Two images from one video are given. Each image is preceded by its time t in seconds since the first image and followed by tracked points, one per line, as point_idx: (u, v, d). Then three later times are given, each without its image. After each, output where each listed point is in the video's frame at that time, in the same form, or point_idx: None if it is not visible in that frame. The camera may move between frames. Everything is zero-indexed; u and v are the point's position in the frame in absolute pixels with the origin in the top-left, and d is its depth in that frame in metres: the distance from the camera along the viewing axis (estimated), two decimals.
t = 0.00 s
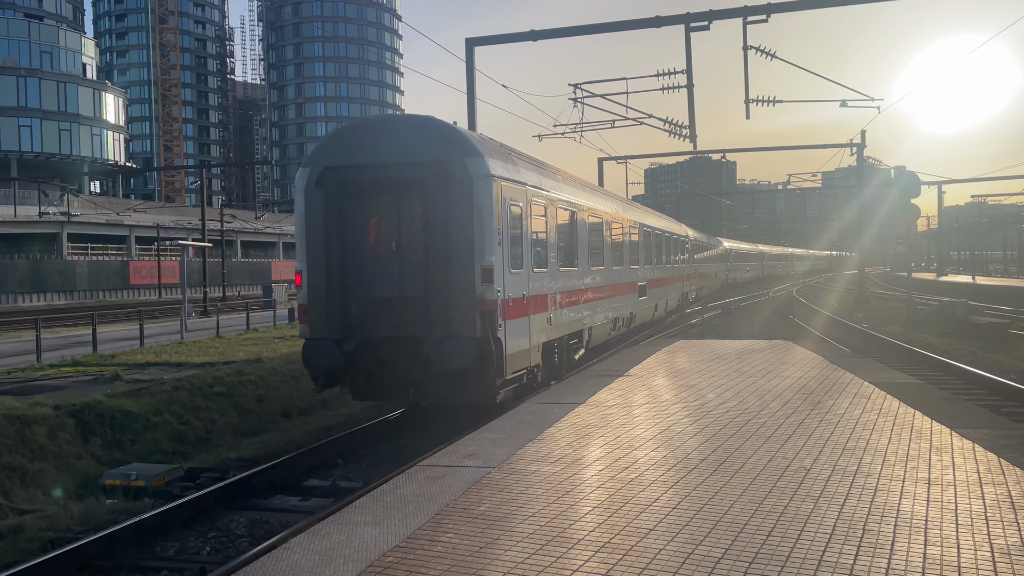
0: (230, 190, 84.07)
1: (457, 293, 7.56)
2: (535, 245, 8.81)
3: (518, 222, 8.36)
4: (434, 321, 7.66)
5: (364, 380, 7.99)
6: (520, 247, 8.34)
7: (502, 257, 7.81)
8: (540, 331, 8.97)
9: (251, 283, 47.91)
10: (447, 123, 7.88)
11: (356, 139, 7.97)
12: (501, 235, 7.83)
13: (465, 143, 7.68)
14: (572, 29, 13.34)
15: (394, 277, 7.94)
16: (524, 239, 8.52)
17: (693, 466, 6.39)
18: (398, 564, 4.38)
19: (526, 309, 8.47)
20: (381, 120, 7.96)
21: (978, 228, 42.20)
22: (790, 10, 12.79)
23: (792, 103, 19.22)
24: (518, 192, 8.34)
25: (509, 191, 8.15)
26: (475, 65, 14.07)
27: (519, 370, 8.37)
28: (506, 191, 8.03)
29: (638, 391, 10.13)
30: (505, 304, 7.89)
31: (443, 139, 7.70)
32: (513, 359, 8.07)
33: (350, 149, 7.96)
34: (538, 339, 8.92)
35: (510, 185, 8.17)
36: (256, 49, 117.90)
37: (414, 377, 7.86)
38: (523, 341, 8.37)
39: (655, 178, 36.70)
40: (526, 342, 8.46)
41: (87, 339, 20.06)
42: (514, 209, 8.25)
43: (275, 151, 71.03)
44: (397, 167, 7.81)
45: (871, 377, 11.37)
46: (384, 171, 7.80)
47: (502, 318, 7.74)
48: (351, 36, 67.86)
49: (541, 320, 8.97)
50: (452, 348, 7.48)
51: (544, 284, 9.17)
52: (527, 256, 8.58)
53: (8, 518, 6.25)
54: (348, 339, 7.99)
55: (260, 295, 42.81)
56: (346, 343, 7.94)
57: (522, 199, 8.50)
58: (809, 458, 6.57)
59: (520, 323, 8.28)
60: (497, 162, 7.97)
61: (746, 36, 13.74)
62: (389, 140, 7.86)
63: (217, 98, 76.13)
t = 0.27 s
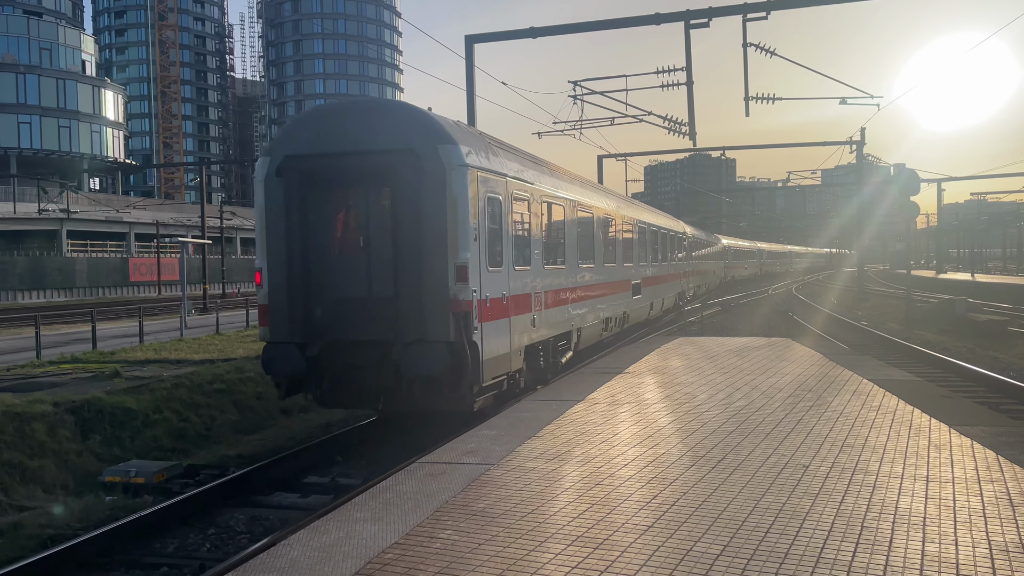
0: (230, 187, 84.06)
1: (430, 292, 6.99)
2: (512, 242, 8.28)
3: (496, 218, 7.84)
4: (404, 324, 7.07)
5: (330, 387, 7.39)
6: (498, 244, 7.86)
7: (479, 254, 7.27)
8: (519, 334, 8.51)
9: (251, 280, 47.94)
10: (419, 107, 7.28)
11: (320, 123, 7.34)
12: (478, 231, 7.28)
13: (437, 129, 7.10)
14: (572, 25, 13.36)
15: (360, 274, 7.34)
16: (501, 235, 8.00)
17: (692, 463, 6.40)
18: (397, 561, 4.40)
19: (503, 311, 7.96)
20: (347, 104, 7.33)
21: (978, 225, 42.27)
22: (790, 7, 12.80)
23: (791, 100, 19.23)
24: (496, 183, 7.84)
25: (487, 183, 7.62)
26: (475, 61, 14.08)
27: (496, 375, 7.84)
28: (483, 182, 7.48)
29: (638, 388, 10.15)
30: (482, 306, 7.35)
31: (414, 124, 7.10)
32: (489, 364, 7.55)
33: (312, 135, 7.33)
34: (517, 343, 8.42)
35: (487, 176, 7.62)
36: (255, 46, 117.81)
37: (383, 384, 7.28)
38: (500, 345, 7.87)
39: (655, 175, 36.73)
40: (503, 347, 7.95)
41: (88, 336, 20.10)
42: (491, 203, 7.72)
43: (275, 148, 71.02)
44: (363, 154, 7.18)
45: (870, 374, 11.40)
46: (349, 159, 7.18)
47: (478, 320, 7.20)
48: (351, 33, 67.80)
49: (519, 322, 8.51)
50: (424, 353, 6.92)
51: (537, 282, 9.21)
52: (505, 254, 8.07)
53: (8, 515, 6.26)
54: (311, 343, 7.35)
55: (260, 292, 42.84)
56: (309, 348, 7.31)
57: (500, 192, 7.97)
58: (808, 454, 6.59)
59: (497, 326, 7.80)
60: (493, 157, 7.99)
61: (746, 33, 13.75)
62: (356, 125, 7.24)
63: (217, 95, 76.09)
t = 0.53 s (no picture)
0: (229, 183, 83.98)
1: (395, 291, 6.39)
2: (488, 239, 7.72)
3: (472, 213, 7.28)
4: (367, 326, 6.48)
5: (288, 395, 6.81)
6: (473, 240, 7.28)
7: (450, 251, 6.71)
8: (497, 337, 7.98)
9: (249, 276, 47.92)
10: (383, 88, 6.67)
11: (278, 104, 6.72)
12: (449, 225, 6.72)
13: (404, 112, 6.52)
14: (572, 21, 13.34)
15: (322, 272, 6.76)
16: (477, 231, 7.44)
17: (690, 459, 6.41)
18: (395, 556, 4.41)
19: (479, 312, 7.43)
20: (305, 85, 6.73)
21: (976, 222, 42.34)
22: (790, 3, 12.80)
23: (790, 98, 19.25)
24: (473, 174, 7.30)
25: (462, 174, 7.06)
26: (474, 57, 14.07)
27: (470, 383, 7.29)
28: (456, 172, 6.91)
29: (636, 385, 10.17)
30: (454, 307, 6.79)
31: (378, 107, 6.50)
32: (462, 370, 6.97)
33: (267, 118, 6.68)
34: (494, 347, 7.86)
35: (460, 165, 7.04)
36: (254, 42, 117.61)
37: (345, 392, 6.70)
38: (475, 349, 7.31)
39: (653, 171, 36.75)
40: (478, 351, 7.38)
41: (86, 332, 20.10)
42: (466, 195, 7.15)
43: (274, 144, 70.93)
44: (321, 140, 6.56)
45: (868, 371, 11.43)
46: (308, 144, 6.55)
47: (449, 322, 6.63)
48: (350, 29, 67.69)
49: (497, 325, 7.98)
50: (388, 358, 6.35)
51: (534, 279, 9.23)
52: (482, 252, 7.52)
53: (6, 510, 6.26)
54: (266, 347, 6.75)
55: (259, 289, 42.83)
56: (263, 353, 6.70)
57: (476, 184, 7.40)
58: (806, 451, 6.61)
59: (472, 329, 7.26)
60: (488, 152, 8.02)
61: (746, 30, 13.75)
62: (316, 107, 6.62)
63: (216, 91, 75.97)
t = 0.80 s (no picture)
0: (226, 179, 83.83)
1: (351, 290, 5.82)
2: (459, 236, 7.11)
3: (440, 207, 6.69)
4: (319, 330, 5.88)
5: (237, 404, 6.24)
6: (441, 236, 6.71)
7: (414, 248, 6.12)
8: (469, 340, 7.37)
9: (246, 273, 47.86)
10: (341, 68, 6.12)
11: (225, 85, 6.16)
12: (412, 219, 6.13)
13: (362, 94, 5.96)
14: (570, 18, 13.33)
15: (274, 269, 6.19)
16: (446, 227, 6.84)
17: (687, 456, 6.42)
18: (391, 553, 4.41)
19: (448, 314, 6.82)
20: (256, 65, 6.19)
21: (972, 220, 42.40)
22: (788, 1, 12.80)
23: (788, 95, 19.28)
24: (442, 164, 6.72)
25: (429, 163, 6.47)
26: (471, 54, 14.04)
27: (438, 392, 6.67)
28: (421, 161, 6.31)
29: (634, 382, 10.17)
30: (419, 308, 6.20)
31: (334, 88, 5.96)
32: (427, 379, 6.37)
33: (212, 100, 6.14)
34: (465, 352, 7.23)
35: (428, 155, 6.47)
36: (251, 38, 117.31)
37: (298, 402, 6.11)
38: (442, 355, 6.67)
39: (651, 168, 36.74)
40: (447, 357, 6.76)
41: (82, 328, 20.06)
42: (433, 188, 6.55)
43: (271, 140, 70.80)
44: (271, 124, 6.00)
45: (865, 368, 11.45)
46: (256, 128, 5.98)
47: (412, 326, 6.04)
48: (347, 24, 67.54)
49: (469, 329, 7.36)
50: (341, 365, 5.75)
51: (531, 275, 9.24)
52: (451, 249, 6.92)
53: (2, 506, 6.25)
54: (211, 352, 6.18)
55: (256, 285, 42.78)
56: (209, 358, 6.13)
57: (444, 176, 6.78)
58: (802, 448, 6.62)
59: (441, 333, 6.66)
60: (483, 147, 8.00)
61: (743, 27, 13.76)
62: (266, 88, 6.06)
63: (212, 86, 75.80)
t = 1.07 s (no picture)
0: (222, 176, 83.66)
1: (301, 289, 5.33)
2: (426, 229, 6.56)
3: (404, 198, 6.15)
4: (263, 335, 5.33)
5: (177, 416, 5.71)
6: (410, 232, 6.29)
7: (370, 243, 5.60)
8: (438, 345, 6.84)
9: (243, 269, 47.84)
10: (288, 44, 5.58)
11: (162, 64, 5.62)
12: (370, 211, 5.61)
13: (310, 72, 5.43)
14: (568, 15, 13.32)
15: (217, 267, 5.67)
16: (411, 220, 6.31)
17: (685, 453, 6.42)
18: (389, 549, 4.41)
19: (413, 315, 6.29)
20: (195, 41, 5.64)
21: (969, 218, 42.50)
22: None
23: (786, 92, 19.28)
24: (405, 152, 6.18)
25: (391, 150, 5.96)
26: (469, 51, 14.03)
27: (400, 402, 6.13)
28: (380, 146, 5.78)
29: (632, 379, 10.18)
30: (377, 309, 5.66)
31: (281, 66, 5.43)
32: (387, 388, 5.83)
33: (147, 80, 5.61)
34: (432, 358, 6.67)
35: (389, 141, 5.94)
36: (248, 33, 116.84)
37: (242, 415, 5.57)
38: (405, 362, 6.11)
39: (648, 165, 36.74)
40: (410, 363, 6.21)
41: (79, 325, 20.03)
42: (394, 177, 6.01)
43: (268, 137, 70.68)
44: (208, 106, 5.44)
45: (862, 365, 11.48)
46: (192, 111, 5.43)
47: (369, 330, 5.51)
48: (344, 21, 67.42)
49: (439, 332, 6.84)
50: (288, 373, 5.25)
51: (528, 272, 9.25)
52: (417, 245, 6.39)
53: None
54: (145, 361, 5.63)
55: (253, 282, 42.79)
56: (143, 366, 5.59)
57: (408, 165, 6.23)
58: (799, 445, 6.63)
59: (405, 337, 6.13)
60: (480, 144, 7.99)
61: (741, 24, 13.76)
62: (207, 67, 5.54)
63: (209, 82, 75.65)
